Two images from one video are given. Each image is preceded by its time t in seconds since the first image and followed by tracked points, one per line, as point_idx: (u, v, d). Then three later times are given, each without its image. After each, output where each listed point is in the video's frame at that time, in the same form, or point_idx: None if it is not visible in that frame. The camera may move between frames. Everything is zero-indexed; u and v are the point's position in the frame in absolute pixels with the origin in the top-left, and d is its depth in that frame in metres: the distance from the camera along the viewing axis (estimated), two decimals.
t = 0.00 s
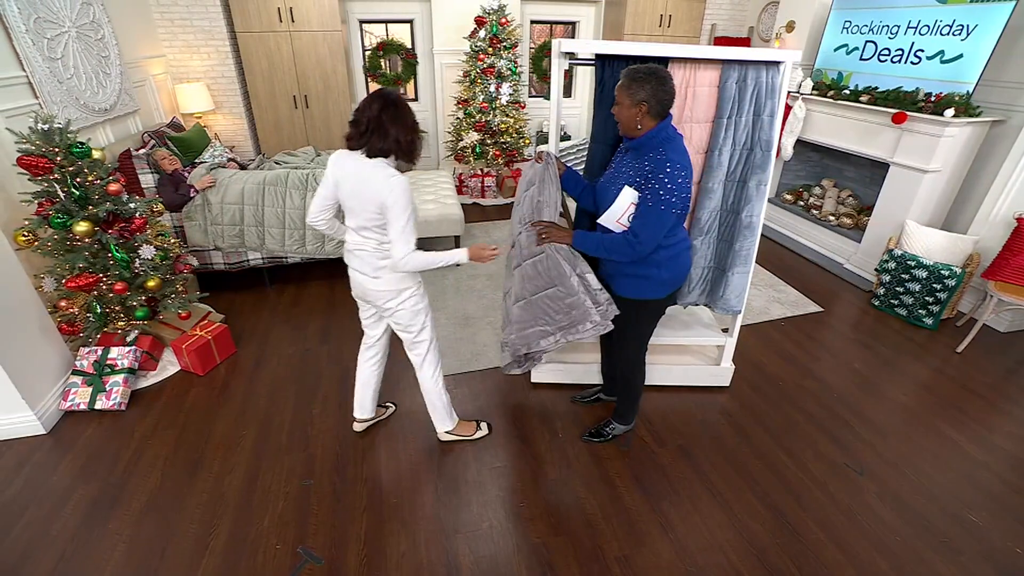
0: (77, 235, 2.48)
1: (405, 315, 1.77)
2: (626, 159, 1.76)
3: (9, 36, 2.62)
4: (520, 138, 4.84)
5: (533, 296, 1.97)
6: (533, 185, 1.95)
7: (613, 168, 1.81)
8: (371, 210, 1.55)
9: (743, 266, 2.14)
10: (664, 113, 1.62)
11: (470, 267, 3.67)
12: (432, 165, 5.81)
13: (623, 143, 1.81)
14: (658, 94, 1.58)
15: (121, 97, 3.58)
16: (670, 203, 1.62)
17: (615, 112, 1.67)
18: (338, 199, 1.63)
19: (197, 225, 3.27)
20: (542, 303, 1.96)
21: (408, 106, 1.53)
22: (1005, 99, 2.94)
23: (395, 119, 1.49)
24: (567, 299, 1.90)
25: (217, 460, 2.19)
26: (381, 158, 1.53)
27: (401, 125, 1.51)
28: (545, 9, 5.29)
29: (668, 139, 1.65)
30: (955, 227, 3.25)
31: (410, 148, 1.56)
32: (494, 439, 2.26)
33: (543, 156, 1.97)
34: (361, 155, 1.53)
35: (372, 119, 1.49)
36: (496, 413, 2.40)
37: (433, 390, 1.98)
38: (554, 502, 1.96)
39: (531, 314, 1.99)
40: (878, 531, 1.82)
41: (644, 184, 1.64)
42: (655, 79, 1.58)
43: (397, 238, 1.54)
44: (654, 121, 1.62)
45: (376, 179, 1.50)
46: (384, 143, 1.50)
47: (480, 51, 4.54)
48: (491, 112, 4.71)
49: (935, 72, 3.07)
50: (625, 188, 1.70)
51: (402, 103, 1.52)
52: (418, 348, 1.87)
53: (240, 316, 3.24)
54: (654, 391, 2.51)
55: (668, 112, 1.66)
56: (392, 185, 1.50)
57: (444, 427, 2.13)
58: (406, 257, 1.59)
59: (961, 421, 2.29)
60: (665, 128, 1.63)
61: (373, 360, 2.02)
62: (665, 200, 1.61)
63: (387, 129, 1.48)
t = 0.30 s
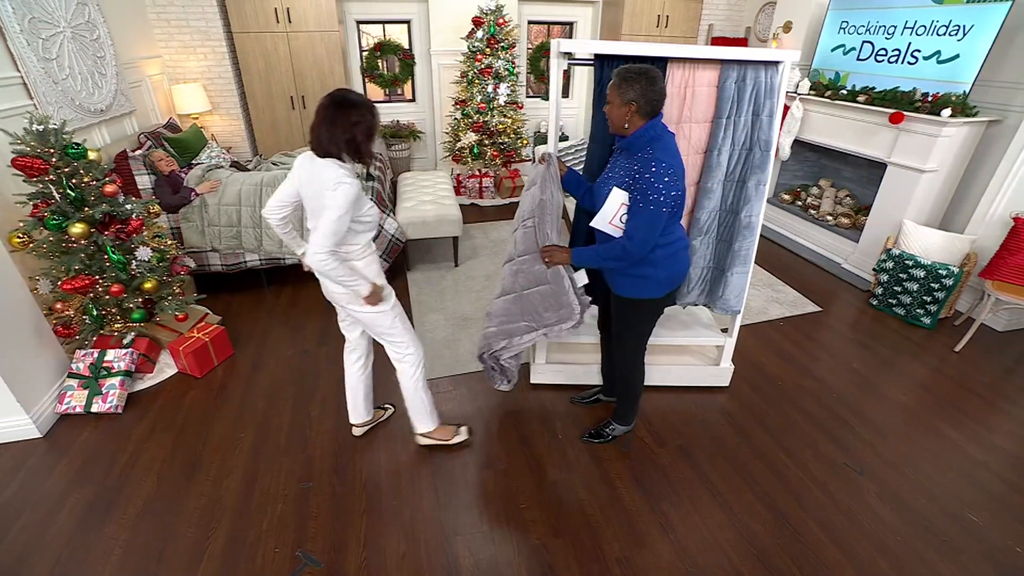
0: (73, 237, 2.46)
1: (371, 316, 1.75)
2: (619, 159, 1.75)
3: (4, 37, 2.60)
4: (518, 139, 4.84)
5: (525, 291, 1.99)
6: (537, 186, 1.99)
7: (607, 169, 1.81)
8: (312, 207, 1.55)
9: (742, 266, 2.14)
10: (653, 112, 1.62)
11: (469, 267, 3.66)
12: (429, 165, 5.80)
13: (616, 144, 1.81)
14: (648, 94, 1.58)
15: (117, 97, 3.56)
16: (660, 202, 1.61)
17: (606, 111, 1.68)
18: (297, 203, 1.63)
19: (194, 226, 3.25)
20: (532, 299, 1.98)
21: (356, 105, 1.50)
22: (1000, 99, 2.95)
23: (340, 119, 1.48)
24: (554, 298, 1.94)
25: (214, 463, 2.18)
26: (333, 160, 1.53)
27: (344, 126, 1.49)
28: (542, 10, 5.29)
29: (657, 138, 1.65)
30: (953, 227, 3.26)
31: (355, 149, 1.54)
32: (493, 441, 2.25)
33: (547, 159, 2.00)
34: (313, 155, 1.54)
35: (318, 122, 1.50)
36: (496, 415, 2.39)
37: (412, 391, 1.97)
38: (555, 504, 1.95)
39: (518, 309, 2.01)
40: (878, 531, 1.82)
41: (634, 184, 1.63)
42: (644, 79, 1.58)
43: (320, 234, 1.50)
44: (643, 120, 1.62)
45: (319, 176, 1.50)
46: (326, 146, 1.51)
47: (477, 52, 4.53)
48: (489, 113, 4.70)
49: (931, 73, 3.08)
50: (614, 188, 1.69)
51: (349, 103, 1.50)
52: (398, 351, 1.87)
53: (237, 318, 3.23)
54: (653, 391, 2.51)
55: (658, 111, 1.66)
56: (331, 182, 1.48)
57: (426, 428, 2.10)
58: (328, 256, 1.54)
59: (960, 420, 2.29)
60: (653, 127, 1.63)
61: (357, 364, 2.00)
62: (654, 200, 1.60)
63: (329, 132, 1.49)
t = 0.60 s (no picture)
0: (68, 238, 2.44)
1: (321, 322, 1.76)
2: (615, 157, 1.74)
3: None
4: (515, 139, 4.83)
5: (524, 270, 1.87)
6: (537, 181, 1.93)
7: (603, 168, 1.81)
8: (268, 205, 1.54)
9: (741, 266, 2.14)
10: (649, 110, 1.62)
11: (467, 268, 3.65)
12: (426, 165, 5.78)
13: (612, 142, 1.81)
14: (644, 92, 1.58)
15: (112, 98, 3.54)
16: (653, 200, 1.61)
17: (603, 109, 1.67)
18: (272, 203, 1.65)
19: (191, 225, 3.23)
20: (534, 272, 1.85)
21: (314, 104, 1.51)
22: (996, 99, 2.97)
23: (300, 118, 1.51)
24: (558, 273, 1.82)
25: (212, 465, 2.17)
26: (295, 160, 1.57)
27: (298, 123, 1.52)
28: (539, 10, 5.28)
29: (652, 135, 1.65)
30: (949, 226, 3.28)
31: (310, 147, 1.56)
32: (493, 441, 2.25)
33: (547, 150, 1.92)
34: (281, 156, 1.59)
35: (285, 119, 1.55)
36: (495, 415, 2.39)
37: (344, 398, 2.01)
38: (555, 505, 1.94)
39: (527, 288, 1.87)
40: (878, 530, 1.82)
41: (629, 182, 1.64)
42: (640, 77, 1.58)
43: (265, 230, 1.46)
44: (639, 118, 1.61)
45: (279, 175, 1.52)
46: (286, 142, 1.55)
47: (474, 52, 4.52)
48: (486, 113, 4.69)
49: (928, 72, 3.09)
50: (611, 186, 1.68)
51: (309, 101, 1.51)
52: (343, 360, 1.89)
53: (234, 320, 3.21)
54: (653, 392, 2.50)
55: (654, 110, 1.66)
56: (287, 180, 1.49)
57: (305, 424, 2.06)
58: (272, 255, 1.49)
59: (959, 419, 2.30)
60: (649, 124, 1.63)
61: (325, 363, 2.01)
62: (646, 197, 1.61)
63: (288, 129, 1.53)
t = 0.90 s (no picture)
0: (65, 239, 2.43)
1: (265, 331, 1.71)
2: (614, 157, 1.74)
3: None
4: (514, 139, 4.82)
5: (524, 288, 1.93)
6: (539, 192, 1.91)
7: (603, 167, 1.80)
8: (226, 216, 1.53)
9: (741, 266, 2.15)
10: (649, 108, 1.62)
11: (466, 268, 3.64)
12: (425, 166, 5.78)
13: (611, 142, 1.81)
14: (645, 91, 1.58)
15: (108, 98, 3.52)
16: (661, 197, 1.59)
17: (603, 108, 1.67)
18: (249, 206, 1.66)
19: (187, 225, 3.23)
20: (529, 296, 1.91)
21: (269, 107, 1.49)
22: (994, 98, 2.98)
23: (256, 125, 1.49)
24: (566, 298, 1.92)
25: (210, 467, 2.15)
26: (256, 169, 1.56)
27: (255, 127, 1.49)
28: (538, 10, 5.28)
29: (654, 133, 1.64)
30: (948, 225, 3.29)
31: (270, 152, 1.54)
32: (493, 443, 2.24)
33: (546, 159, 1.91)
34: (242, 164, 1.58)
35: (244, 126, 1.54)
36: (495, 416, 2.38)
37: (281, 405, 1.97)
38: (556, 506, 1.94)
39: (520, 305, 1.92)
40: (879, 529, 1.82)
41: (634, 181, 1.63)
42: (641, 76, 1.58)
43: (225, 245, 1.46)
44: (640, 116, 1.61)
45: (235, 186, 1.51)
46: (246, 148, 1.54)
47: (473, 52, 4.52)
48: (485, 113, 4.68)
49: (925, 72, 3.10)
50: (614, 187, 1.69)
51: (264, 104, 1.49)
52: (273, 367, 1.84)
53: (232, 321, 3.20)
54: (653, 392, 2.50)
55: (653, 109, 1.66)
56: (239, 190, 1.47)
57: (264, 436, 2.08)
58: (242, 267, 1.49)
59: (958, 418, 2.31)
60: (649, 122, 1.63)
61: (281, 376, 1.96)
62: (654, 195, 1.59)
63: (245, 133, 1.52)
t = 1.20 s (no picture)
0: (62, 239, 2.41)
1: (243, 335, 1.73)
2: (616, 159, 1.74)
3: None
4: (513, 139, 4.82)
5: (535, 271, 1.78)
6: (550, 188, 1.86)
7: (604, 169, 1.81)
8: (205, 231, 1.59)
9: (742, 265, 2.15)
10: (651, 110, 1.62)
11: (466, 268, 3.64)
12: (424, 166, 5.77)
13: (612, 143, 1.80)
14: (645, 92, 1.57)
15: (107, 98, 3.50)
16: (668, 200, 1.59)
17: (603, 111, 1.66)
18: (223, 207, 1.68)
19: (187, 227, 3.21)
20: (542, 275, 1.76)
21: (222, 109, 1.49)
22: (994, 97, 2.98)
23: (211, 131, 1.49)
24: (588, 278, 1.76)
25: (210, 469, 2.14)
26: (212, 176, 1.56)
27: (208, 130, 1.50)
28: (537, 9, 5.28)
29: (658, 135, 1.64)
30: (948, 224, 3.30)
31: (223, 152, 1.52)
32: (495, 443, 2.23)
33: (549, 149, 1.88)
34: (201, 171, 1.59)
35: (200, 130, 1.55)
36: (497, 417, 2.38)
37: (269, 411, 1.97)
38: (558, 507, 1.94)
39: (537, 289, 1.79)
40: (881, 529, 1.82)
41: (638, 184, 1.62)
42: (640, 77, 1.57)
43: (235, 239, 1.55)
44: (641, 118, 1.61)
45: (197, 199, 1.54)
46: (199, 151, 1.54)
47: (472, 51, 4.51)
48: (484, 113, 4.68)
49: (926, 71, 3.10)
50: (619, 191, 1.67)
51: (216, 107, 1.50)
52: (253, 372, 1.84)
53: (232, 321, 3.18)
54: (654, 392, 2.50)
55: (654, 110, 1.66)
56: (206, 199, 1.52)
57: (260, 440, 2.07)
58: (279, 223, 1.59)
59: (960, 417, 2.31)
60: (652, 124, 1.62)
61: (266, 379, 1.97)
62: (660, 197, 1.59)
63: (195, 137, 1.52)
